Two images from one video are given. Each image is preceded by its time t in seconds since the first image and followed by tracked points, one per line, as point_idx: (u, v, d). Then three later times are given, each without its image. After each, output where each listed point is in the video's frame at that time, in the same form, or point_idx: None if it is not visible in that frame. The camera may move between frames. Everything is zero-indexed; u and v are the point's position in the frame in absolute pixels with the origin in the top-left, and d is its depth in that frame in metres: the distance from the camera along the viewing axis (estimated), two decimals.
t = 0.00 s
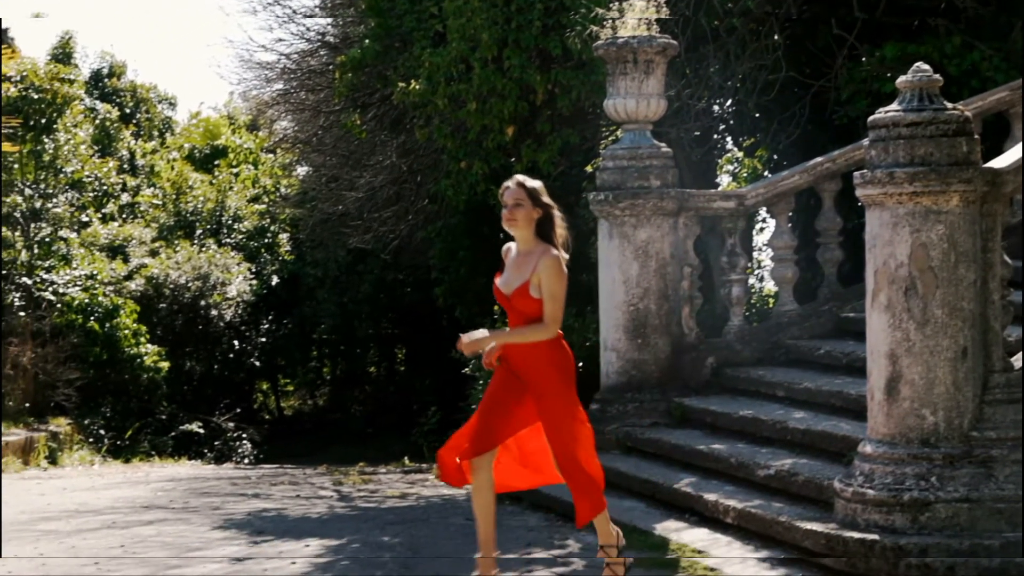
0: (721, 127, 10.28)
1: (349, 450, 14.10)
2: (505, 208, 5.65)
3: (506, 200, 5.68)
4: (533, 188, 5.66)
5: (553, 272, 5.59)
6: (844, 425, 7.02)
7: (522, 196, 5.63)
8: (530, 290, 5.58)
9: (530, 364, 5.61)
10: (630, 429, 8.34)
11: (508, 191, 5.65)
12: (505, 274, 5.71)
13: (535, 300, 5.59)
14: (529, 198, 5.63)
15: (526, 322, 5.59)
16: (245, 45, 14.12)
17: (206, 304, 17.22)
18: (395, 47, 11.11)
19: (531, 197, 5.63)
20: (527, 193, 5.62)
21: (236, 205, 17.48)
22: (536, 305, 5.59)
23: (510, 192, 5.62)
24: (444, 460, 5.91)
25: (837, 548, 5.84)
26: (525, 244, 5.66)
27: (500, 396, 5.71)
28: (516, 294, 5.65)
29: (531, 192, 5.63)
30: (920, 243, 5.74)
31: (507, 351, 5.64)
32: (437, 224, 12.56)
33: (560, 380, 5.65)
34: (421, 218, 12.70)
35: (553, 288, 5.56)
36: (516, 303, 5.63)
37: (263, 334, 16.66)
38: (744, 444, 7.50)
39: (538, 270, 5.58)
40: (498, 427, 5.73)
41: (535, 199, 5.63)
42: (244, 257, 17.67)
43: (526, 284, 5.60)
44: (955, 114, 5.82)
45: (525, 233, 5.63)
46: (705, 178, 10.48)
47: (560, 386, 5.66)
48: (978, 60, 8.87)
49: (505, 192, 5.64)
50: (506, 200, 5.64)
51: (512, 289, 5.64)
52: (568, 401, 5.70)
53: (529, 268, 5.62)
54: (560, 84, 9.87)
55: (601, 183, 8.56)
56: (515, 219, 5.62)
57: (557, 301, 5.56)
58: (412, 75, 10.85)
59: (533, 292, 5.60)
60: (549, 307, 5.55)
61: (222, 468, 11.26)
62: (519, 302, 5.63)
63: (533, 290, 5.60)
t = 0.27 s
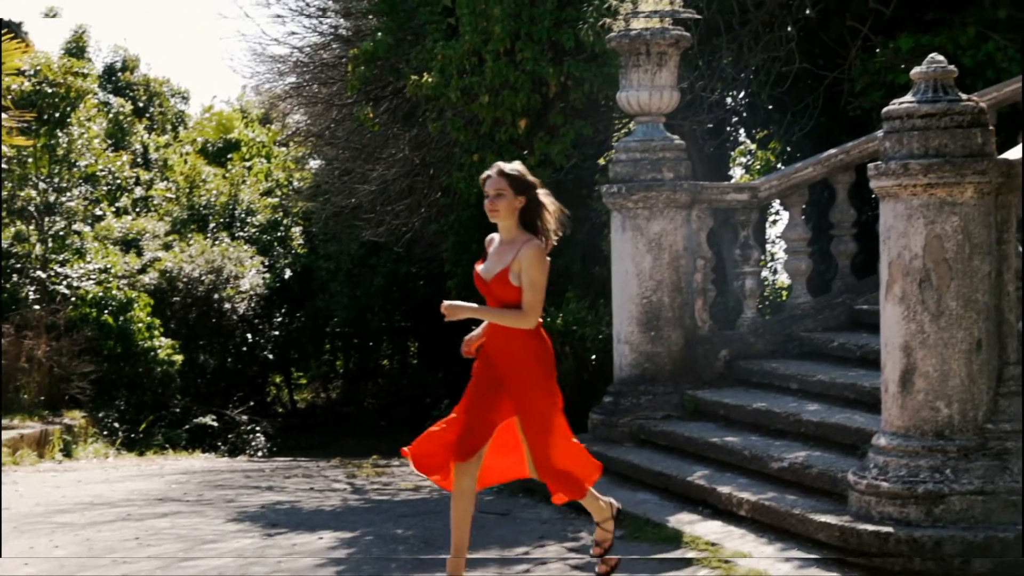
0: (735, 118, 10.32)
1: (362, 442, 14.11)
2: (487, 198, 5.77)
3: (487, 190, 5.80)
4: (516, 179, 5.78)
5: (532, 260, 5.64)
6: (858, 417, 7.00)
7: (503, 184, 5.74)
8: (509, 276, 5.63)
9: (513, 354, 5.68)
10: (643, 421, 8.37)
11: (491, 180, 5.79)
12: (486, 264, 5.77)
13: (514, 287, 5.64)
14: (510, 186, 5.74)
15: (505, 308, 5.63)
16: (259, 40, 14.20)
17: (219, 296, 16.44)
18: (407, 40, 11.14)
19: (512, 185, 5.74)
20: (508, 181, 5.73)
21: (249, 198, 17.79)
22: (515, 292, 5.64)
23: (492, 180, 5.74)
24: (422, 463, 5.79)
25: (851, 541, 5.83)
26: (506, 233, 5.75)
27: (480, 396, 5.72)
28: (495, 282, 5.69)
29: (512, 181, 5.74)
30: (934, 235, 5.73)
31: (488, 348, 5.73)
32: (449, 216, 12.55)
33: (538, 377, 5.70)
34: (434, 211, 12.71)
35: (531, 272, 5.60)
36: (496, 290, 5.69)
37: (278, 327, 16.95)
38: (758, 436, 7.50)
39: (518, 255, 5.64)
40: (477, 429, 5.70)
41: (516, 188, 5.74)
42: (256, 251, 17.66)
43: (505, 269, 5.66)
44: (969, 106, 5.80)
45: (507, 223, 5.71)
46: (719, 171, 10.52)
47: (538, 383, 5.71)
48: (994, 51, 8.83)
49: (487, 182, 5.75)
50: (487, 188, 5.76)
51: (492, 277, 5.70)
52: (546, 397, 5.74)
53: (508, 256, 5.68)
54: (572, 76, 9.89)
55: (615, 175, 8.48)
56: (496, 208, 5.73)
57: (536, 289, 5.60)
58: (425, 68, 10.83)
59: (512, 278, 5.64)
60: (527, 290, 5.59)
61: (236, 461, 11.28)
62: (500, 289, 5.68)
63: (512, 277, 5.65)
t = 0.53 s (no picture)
0: (747, 112, 10.37)
1: (373, 436, 14.11)
2: (473, 198, 5.73)
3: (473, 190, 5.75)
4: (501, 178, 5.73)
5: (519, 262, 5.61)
6: (871, 411, 6.98)
7: (487, 184, 5.69)
8: (496, 278, 5.62)
9: (499, 355, 5.64)
10: (655, 415, 8.32)
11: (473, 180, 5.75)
12: (472, 264, 5.75)
13: (501, 288, 5.62)
14: (495, 186, 5.70)
15: (493, 310, 5.62)
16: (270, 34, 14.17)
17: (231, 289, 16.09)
18: (418, 34, 11.15)
19: (496, 185, 5.70)
20: (493, 181, 5.69)
21: (261, 191, 17.98)
22: (503, 294, 5.63)
23: (477, 180, 5.70)
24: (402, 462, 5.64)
25: (864, 534, 5.82)
26: (493, 234, 5.72)
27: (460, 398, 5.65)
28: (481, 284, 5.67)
29: (496, 181, 5.69)
30: (947, 227, 5.71)
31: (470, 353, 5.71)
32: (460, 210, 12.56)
33: (518, 380, 5.67)
34: (445, 204, 12.72)
35: (518, 274, 5.57)
36: (482, 291, 5.67)
37: (290, 321, 17.16)
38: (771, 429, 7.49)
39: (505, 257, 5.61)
40: (459, 433, 5.59)
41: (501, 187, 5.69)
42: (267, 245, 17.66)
43: (492, 271, 5.64)
44: (983, 97, 5.78)
45: (491, 223, 5.69)
46: (731, 165, 10.65)
47: (519, 386, 5.67)
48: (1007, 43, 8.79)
49: (472, 182, 5.71)
50: (471, 188, 5.72)
51: (478, 279, 5.68)
52: (526, 401, 5.70)
53: (495, 257, 5.66)
54: (583, 69, 9.88)
55: (626, 168, 8.45)
56: (481, 209, 5.69)
57: (524, 289, 5.58)
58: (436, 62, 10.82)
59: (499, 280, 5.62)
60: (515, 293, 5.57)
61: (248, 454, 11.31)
62: (486, 291, 5.66)
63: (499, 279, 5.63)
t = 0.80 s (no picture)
0: (760, 103, 10.44)
1: (387, 428, 14.12)
2: (454, 206, 5.45)
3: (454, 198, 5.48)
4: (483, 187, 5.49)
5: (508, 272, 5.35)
6: (885, 403, 6.96)
7: (471, 191, 5.43)
8: (485, 289, 5.33)
9: (476, 361, 5.35)
10: (668, 407, 8.31)
11: (457, 187, 5.45)
12: (454, 277, 5.44)
13: (490, 300, 5.34)
14: (479, 194, 5.43)
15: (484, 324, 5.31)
16: (283, 29, 14.29)
17: (245, 283, 16.30)
18: (432, 26, 11.15)
19: (480, 193, 5.43)
20: (477, 188, 5.43)
21: (274, 184, 18.04)
22: (491, 307, 5.34)
23: (460, 187, 5.42)
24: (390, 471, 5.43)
25: (878, 526, 5.79)
26: (476, 244, 5.44)
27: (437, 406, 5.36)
28: (467, 296, 5.36)
29: (480, 189, 5.43)
30: (962, 219, 5.68)
31: (449, 365, 5.42)
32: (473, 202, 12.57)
33: (493, 385, 5.35)
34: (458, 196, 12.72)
35: (510, 283, 5.31)
36: (468, 304, 5.35)
37: (304, 313, 17.20)
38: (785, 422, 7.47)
39: (493, 267, 5.34)
40: (432, 442, 5.32)
41: (485, 195, 5.43)
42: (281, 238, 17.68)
43: (479, 283, 5.34)
44: (999, 88, 5.76)
45: (475, 232, 5.41)
46: (743, 157, 10.76)
47: (495, 393, 5.35)
48: None
49: (455, 189, 5.43)
50: (454, 196, 5.44)
51: (462, 292, 5.38)
52: (502, 410, 5.35)
53: (481, 267, 5.37)
54: (597, 61, 9.89)
55: (639, 160, 8.43)
56: (464, 217, 5.41)
57: (516, 301, 5.32)
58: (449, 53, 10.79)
59: (488, 292, 5.34)
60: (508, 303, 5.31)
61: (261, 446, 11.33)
62: (472, 303, 5.35)
63: (487, 290, 5.34)
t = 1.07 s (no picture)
0: (774, 94, 10.49)
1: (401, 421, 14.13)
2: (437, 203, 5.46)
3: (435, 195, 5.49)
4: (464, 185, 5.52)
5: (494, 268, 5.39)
6: (900, 394, 6.94)
7: (454, 187, 5.45)
8: (473, 283, 5.35)
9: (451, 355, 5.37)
10: (682, 399, 8.30)
11: (441, 183, 5.45)
12: (436, 275, 5.44)
13: (476, 296, 5.36)
14: (462, 190, 5.46)
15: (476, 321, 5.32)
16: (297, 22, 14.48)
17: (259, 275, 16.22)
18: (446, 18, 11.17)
19: (462, 189, 5.46)
20: (460, 185, 5.46)
21: (288, 177, 18.12)
22: (477, 304, 5.37)
23: (443, 183, 5.44)
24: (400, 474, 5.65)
25: (894, 518, 5.75)
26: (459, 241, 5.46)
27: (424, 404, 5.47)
28: (452, 293, 5.37)
29: (464, 185, 5.46)
30: (978, 210, 5.66)
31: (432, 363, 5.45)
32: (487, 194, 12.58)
33: (472, 378, 5.35)
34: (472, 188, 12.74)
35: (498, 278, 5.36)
36: (453, 300, 5.36)
37: (318, 305, 17.07)
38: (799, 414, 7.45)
39: (479, 263, 5.37)
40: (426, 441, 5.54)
41: (468, 191, 5.47)
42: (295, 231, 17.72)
43: (466, 278, 5.36)
44: (1015, 78, 5.72)
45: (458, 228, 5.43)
46: (757, 150, 10.81)
47: (470, 385, 5.34)
48: None
49: (438, 184, 5.45)
50: (437, 191, 5.46)
51: (445, 290, 5.39)
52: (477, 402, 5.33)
53: (466, 263, 5.39)
54: (611, 53, 9.84)
55: (653, 152, 8.42)
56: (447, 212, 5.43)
57: (501, 297, 5.38)
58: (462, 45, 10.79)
59: (475, 287, 5.36)
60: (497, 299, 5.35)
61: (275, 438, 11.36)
62: (458, 300, 5.36)
63: (473, 287, 5.37)
